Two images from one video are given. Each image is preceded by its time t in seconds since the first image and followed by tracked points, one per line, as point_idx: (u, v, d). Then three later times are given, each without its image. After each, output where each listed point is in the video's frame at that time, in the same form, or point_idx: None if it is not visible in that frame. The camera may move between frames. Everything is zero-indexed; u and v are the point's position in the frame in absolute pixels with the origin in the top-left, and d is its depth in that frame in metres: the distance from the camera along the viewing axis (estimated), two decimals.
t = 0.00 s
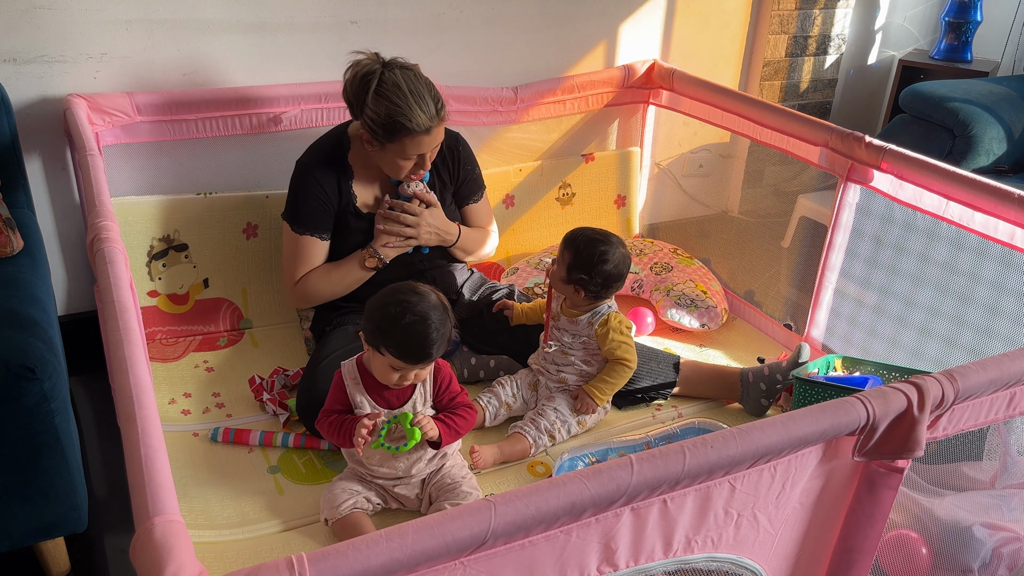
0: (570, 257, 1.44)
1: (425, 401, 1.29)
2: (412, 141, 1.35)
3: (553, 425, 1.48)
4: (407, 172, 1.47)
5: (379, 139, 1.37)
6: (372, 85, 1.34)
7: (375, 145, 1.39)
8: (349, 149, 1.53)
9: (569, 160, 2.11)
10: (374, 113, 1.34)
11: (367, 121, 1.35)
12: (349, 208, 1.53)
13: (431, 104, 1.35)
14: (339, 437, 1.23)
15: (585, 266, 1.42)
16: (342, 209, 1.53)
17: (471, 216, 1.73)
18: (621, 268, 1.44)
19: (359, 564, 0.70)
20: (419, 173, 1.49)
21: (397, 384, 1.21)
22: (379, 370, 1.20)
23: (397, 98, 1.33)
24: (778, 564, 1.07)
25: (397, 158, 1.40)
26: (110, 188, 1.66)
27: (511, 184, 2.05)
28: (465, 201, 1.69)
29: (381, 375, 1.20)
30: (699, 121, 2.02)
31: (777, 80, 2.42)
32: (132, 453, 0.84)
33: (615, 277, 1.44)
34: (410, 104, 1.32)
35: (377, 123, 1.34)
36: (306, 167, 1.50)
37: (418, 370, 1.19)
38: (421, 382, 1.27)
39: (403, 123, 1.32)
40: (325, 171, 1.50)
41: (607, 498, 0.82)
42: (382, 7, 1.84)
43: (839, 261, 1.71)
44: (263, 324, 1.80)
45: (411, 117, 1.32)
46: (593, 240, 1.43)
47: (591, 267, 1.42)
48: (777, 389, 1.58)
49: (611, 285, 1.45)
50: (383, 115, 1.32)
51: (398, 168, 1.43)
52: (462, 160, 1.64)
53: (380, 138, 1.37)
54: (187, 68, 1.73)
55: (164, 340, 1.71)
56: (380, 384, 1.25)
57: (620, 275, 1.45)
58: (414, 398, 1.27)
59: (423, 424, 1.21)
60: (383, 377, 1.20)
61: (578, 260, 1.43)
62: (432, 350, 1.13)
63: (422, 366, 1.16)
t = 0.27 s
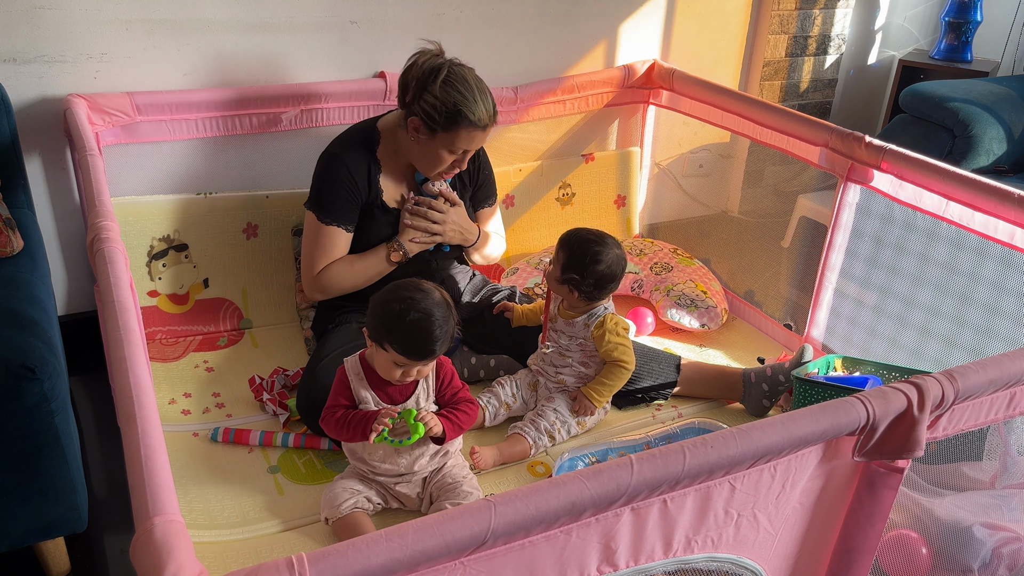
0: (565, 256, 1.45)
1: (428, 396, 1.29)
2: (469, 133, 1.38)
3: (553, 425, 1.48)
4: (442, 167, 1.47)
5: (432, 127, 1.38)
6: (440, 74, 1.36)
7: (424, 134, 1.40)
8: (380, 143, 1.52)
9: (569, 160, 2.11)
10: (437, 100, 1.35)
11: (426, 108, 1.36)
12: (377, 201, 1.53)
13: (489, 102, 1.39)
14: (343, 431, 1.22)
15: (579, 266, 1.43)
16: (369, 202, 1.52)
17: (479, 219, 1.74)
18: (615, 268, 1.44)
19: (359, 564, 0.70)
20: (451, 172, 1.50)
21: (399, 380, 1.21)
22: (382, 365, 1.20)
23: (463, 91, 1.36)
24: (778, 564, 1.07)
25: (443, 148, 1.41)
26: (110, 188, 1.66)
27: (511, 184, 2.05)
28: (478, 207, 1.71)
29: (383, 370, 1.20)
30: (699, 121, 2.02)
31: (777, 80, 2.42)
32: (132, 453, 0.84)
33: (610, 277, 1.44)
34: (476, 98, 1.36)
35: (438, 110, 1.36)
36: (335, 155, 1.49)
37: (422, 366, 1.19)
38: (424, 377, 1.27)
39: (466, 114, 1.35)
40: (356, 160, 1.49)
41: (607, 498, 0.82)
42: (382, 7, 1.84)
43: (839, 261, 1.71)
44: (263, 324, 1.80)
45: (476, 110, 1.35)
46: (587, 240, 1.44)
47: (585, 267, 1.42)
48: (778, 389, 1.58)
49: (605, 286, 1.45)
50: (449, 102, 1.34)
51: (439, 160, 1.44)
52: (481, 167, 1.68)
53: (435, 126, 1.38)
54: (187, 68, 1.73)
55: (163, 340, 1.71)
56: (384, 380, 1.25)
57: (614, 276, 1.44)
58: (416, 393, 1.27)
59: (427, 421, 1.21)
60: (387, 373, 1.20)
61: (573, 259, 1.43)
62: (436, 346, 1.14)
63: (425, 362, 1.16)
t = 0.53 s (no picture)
0: (564, 254, 1.45)
1: (428, 394, 1.29)
2: (502, 127, 1.40)
3: (553, 426, 1.48)
4: (466, 163, 1.48)
5: (467, 119, 1.40)
6: (478, 69, 1.39)
7: (455, 127, 1.42)
8: (403, 139, 1.53)
9: (569, 160, 2.11)
10: (475, 92, 1.38)
11: (462, 100, 1.39)
12: (396, 194, 1.52)
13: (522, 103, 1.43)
14: (343, 428, 1.22)
15: (578, 264, 1.43)
16: (388, 196, 1.52)
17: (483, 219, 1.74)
18: (614, 267, 1.44)
19: (359, 564, 0.70)
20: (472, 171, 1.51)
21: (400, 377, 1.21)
22: (383, 363, 1.20)
23: (499, 86, 1.39)
24: (778, 564, 1.07)
25: (473, 141, 1.42)
26: (111, 188, 1.66)
27: (511, 184, 2.05)
28: (485, 208, 1.71)
29: (383, 367, 1.20)
30: (699, 121, 2.02)
31: (777, 80, 2.42)
32: (132, 453, 0.84)
33: (608, 276, 1.44)
34: (512, 94, 1.40)
35: (476, 102, 1.38)
36: (358, 146, 1.48)
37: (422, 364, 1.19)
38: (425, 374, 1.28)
39: (502, 107, 1.38)
40: (378, 152, 1.49)
41: (607, 498, 0.82)
42: (382, 7, 1.84)
43: (839, 261, 1.71)
44: (263, 324, 1.80)
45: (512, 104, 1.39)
46: (586, 239, 1.44)
47: (583, 264, 1.42)
48: (780, 389, 1.58)
49: (603, 285, 1.44)
50: (488, 94, 1.37)
51: (467, 154, 1.45)
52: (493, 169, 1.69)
53: (470, 117, 1.39)
54: (187, 69, 1.73)
55: (163, 340, 1.71)
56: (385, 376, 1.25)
57: (613, 274, 1.44)
58: (418, 390, 1.27)
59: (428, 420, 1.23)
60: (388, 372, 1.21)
61: (572, 256, 1.43)
62: (437, 344, 1.14)
63: (426, 360, 1.16)
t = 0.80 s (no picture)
0: (568, 250, 1.45)
1: (437, 392, 1.29)
2: (492, 103, 1.40)
3: (553, 426, 1.48)
4: (464, 150, 1.47)
5: (457, 102, 1.40)
6: (460, 52, 1.42)
7: (447, 112, 1.42)
8: (400, 137, 1.53)
9: (569, 160, 2.11)
10: (461, 73, 1.39)
11: (449, 84, 1.40)
12: (394, 196, 1.52)
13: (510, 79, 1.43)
14: (351, 427, 1.22)
15: (584, 259, 1.43)
16: (386, 197, 1.52)
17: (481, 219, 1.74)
18: (618, 266, 1.44)
19: (359, 564, 0.70)
20: (475, 156, 1.50)
21: (408, 377, 1.21)
22: (392, 362, 1.20)
23: (483, 66, 1.41)
24: (778, 564, 1.07)
25: (467, 123, 1.42)
26: (111, 188, 1.66)
27: (511, 184, 2.06)
28: (484, 209, 1.71)
29: (393, 367, 1.21)
30: (699, 121, 2.02)
31: (777, 80, 2.42)
32: (132, 453, 0.84)
33: (612, 274, 1.44)
34: (498, 72, 1.41)
35: (462, 82, 1.39)
36: (355, 147, 1.48)
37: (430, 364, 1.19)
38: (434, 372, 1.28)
39: (489, 83, 1.39)
40: (375, 153, 1.49)
41: (607, 498, 0.82)
42: (382, 7, 1.84)
43: (839, 261, 1.71)
44: (263, 324, 1.80)
45: (499, 81, 1.40)
46: (593, 236, 1.44)
47: (587, 261, 1.42)
48: (780, 389, 1.58)
49: (606, 282, 1.44)
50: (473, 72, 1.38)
51: (463, 138, 1.44)
52: (491, 168, 1.68)
53: (459, 99, 1.40)
54: (187, 69, 1.73)
55: (163, 340, 1.71)
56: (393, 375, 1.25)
57: (616, 273, 1.45)
58: (426, 389, 1.27)
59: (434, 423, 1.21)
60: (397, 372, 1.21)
61: (577, 253, 1.43)
62: (446, 344, 1.14)
63: (434, 359, 1.16)
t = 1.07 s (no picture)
0: (578, 253, 1.45)
1: (444, 391, 1.30)
2: (466, 95, 1.38)
3: (553, 426, 1.48)
4: (447, 146, 1.45)
5: (430, 99, 1.39)
6: (428, 46, 1.40)
7: (423, 111, 1.41)
8: (386, 139, 1.53)
9: (569, 160, 2.11)
10: (429, 69, 1.38)
11: (419, 82, 1.39)
12: (383, 200, 1.52)
13: (482, 68, 1.41)
14: (359, 426, 1.22)
15: (592, 262, 1.43)
16: (376, 201, 1.52)
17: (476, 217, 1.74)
18: (626, 274, 1.45)
19: (359, 564, 0.70)
20: (460, 151, 1.48)
21: (413, 375, 1.21)
22: (396, 360, 1.20)
23: (452, 58, 1.39)
24: (778, 564, 1.07)
25: (444, 118, 1.41)
26: (111, 188, 1.66)
27: (511, 184, 2.06)
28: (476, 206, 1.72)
29: (397, 366, 1.21)
30: (699, 121, 2.02)
31: (777, 80, 2.42)
32: (132, 453, 0.84)
33: (619, 281, 1.45)
34: (468, 63, 1.39)
35: (432, 78, 1.38)
36: (341, 153, 1.48)
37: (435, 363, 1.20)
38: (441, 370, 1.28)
39: (459, 75, 1.37)
40: (361, 158, 1.49)
41: (607, 498, 0.82)
42: (382, 7, 1.84)
43: (839, 261, 1.71)
44: (263, 324, 1.80)
45: (469, 71, 1.38)
46: (604, 241, 1.45)
47: (597, 266, 1.43)
48: (779, 389, 1.58)
49: (612, 289, 1.45)
50: (440, 67, 1.37)
51: (443, 135, 1.42)
52: (481, 165, 1.68)
53: (431, 95, 1.39)
54: (187, 69, 1.73)
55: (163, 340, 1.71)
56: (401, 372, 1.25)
57: (623, 281, 1.45)
58: (433, 387, 1.27)
59: (445, 420, 1.21)
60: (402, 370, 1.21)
61: (586, 256, 1.44)
62: (448, 343, 1.14)
63: (438, 358, 1.16)
